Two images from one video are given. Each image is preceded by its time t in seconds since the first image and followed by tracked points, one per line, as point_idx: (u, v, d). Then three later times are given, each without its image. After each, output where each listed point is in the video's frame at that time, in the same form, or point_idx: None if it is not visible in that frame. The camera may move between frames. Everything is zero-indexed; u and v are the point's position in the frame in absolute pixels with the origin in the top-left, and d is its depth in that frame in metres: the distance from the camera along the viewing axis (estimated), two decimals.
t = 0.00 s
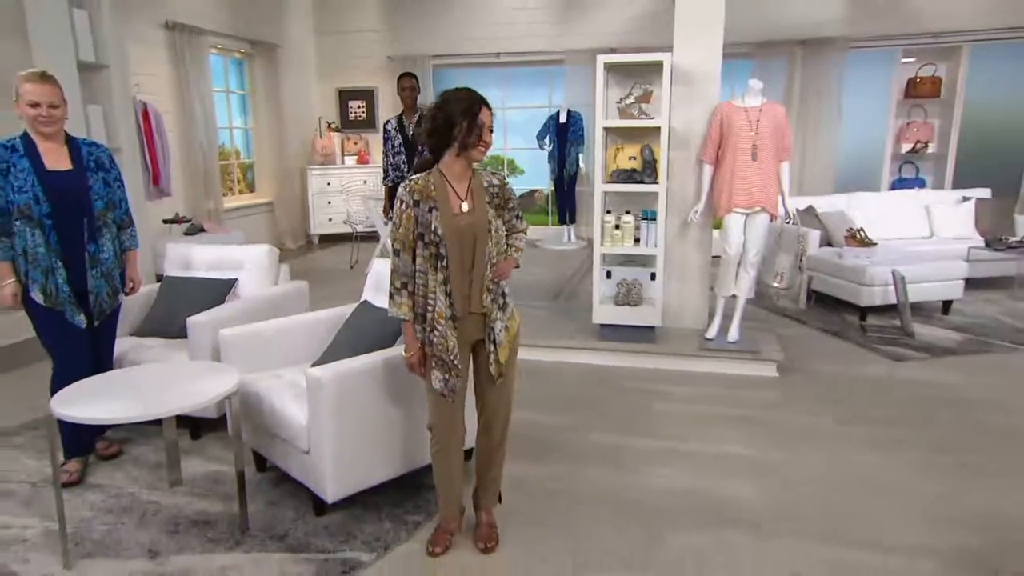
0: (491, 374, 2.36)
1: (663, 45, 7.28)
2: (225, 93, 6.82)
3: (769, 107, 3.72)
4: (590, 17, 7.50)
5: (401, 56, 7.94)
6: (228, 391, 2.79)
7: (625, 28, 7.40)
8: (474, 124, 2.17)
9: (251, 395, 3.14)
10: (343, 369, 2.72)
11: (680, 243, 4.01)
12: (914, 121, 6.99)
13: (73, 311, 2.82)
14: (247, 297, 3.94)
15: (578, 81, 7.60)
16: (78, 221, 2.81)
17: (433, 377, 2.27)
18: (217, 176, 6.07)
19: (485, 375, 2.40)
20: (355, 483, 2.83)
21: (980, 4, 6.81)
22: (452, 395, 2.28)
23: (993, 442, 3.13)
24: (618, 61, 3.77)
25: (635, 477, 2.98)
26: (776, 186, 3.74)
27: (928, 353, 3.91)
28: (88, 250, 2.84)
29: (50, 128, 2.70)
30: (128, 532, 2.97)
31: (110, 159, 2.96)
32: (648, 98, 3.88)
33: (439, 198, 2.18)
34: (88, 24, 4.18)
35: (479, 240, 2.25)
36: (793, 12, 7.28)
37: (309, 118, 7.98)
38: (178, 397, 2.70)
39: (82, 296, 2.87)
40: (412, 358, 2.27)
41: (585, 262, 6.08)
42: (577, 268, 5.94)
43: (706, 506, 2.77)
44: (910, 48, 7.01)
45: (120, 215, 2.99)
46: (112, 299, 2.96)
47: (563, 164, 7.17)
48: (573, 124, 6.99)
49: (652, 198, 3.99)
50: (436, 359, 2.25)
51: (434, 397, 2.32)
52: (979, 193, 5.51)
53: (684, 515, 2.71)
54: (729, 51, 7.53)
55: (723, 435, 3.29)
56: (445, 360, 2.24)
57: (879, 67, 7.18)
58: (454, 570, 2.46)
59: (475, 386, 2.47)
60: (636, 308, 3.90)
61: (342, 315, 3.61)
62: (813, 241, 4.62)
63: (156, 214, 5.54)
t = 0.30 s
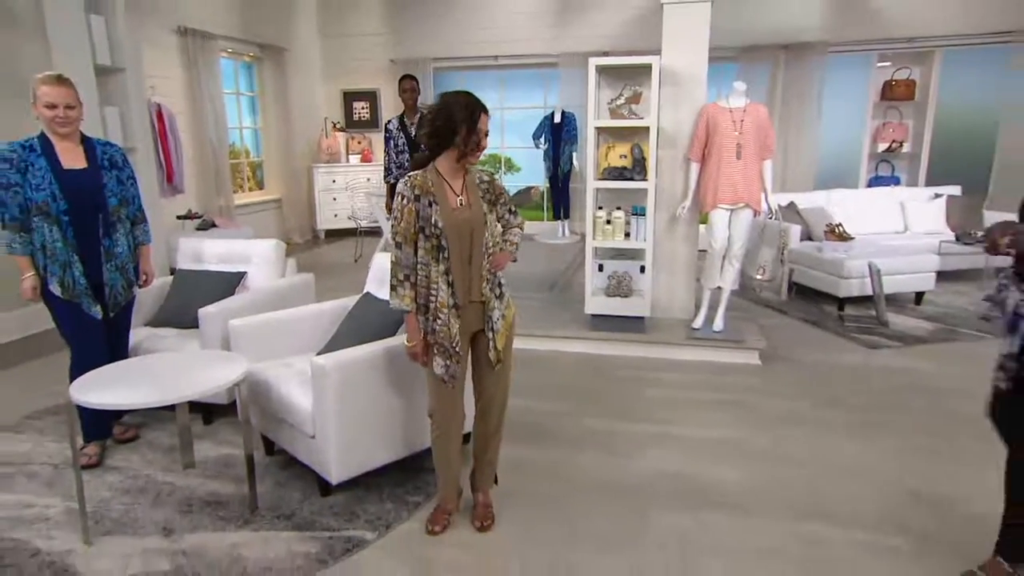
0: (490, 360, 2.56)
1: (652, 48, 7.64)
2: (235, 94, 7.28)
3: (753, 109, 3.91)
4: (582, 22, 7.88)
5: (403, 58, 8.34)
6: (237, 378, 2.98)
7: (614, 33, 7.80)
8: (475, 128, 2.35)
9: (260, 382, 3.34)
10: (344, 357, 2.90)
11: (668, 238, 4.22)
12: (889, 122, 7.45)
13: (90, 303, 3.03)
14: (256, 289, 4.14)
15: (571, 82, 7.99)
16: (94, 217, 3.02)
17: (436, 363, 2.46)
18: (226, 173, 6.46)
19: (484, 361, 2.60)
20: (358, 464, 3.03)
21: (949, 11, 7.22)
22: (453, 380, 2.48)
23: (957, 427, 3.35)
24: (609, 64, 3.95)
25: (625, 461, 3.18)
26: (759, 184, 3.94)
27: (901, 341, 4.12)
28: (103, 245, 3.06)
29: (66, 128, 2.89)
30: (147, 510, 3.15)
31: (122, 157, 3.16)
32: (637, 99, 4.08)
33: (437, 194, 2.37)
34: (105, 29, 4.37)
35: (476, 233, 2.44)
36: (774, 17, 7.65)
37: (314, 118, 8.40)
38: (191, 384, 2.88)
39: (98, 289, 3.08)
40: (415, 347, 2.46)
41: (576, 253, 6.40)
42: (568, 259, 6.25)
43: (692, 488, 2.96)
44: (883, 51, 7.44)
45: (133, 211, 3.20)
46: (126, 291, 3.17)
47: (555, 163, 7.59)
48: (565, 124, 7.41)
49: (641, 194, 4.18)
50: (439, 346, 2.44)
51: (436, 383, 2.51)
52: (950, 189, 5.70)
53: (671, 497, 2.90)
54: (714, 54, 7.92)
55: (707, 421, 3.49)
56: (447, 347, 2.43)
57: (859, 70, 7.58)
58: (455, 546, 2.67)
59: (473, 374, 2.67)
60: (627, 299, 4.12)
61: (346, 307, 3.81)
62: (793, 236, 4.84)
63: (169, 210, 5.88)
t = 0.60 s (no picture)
0: (489, 352, 2.76)
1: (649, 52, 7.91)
2: (247, 98, 7.50)
3: (742, 111, 4.09)
4: (580, 28, 8.18)
5: (407, 63, 8.67)
6: (249, 367, 3.18)
7: (611, 39, 8.10)
8: (472, 130, 2.53)
9: (272, 371, 3.54)
10: (349, 349, 3.10)
11: (660, 235, 4.43)
12: (871, 124, 7.74)
13: (107, 297, 3.24)
14: (267, 283, 4.34)
15: (570, 86, 8.29)
16: (110, 215, 3.22)
17: (441, 355, 2.65)
18: (239, 173, 6.72)
19: (484, 353, 2.79)
20: (364, 450, 3.23)
21: (932, 20, 7.51)
22: (456, 371, 2.67)
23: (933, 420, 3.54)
24: (604, 68, 4.14)
25: (620, 448, 3.36)
26: (747, 183, 4.12)
27: (882, 333, 4.30)
28: (119, 242, 3.26)
29: (84, 131, 3.09)
30: (166, 493, 3.33)
31: (139, 158, 3.36)
32: (631, 102, 4.27)
33: (437, 192, 2.56)
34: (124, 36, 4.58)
35: (474, 230, 2.63)
36: (763, 23, 7.94)
37: (323, 121, 8.71)
38: (206, 372, 3.08)
39: (115, 283, 3.29)
40: (420, 339, 2.65)
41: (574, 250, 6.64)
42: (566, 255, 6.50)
43: (683, 473, 3.14)
44: (868, 58, 7.73)
45: (149, 209, 3.40)
46: (142, 285, 3.38)
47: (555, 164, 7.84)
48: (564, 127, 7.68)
49: (635, 193, 4.37)
50: (442, 338, 2.63)
51: (439, 374, 2.70)
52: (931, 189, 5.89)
53: (663, 482, 3.07)
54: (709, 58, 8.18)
55: (697, 409, 3.67)
56: (450, 339, 2.62)
57: (841, 76, 7.87)
58: (457, 528, 2.85)
59: (473, 366, 2.86)
60: (621, 293, 4.32)
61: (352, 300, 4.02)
62: (780, 234, 5.05)
63: (186, 208, 6.13)
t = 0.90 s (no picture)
0: (490, 347, 2.94)
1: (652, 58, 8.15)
2: (264, 103, 7.76)
3: (737, 115, 4.26)
4: (582, 36, 8.47)
5: (417, 69, 9.03)
6: (264, 359, 3.39)
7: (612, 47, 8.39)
8: (465, 132, 2.72)
9: (286, 364, 3.75)
10: (360, 344, 3.29)
11: (658, 235, 4.60)
12: (861, 128, 8.06)
13: (131, 292, 3.46)
14: (282, 279, 4.55)
15: (574, 91, 8.61)
16: (134, 215, 3.44)
17: (442, 346, 2.85)
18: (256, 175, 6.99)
19: (485, 348, 2.97)
20: (371, 438, 3.43)
21: (921, 27, 7.80)
22: (456, 362, 2.87)
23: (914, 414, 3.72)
24: (603, 74, 4.32)
25: (618, 439, 3.54)
26: (741, 184, 4.30)
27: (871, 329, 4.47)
28: (142, 240, 3.49)
29: (110, 135, 3.30)
30: (187, 478, 3.51)
31: (160, 161, 3.59)
32: (629, 106, 4.46)
33: (442, 192, 2.75)
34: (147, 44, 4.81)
35: (478, 229, 2.81)
36: (760, 32, 8.32)
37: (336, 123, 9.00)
38: (224, 364, 3.28)
39: (139, 279, 3.51)
40: (422, 330, 2.85)
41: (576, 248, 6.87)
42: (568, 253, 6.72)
43: (678, 463, 3.30)
44: (856, 65, 8.18)
45: (169, 209, 3.63)
46: (163, 281, 3.61)
47: (557, 166, 8.12)
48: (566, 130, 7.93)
49: (634, 194, 4.55)
50: (443, 330, 2.83)
51: (440, 365, 2.90)
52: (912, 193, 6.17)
53: (658, 471, 3.25)
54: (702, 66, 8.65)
55: (692, 401, 3.85)
56: (451, 331, 2.83)
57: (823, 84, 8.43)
58: (461, 514, 3.03)
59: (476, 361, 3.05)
60: (620, 290, 4.51)
61: (362, 296, 4.24)
62: (773, 233, 5.28)
63: (205, 207, 6.38)
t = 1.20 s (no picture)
0: (489, 344, 3.07)
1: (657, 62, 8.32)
2: (281, 108, 8.00)
3: (734, 119, 4.41)
4: (587, 42, 8.68)
5: (427, 74, 9.26)
6: (279, 352, 3.58)
7: (615, 53, 8.60)
8: (467, 132, 2.87)
9: (300, 357, 3.95)
10: (371, 339, 3.48)
11: (658, 234, 4.77)
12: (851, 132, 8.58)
13: (153, 287, 3.67)
14: (296, 276, 4.76)
15: (579, 95, 8.78)
16: (157, 215, 3.65)
17: (441, 337, 3.04)
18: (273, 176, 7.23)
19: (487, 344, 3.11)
20: (380, 428, 3.62)
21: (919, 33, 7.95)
22: (454, 353, 3.05)
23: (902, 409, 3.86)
24: (605, 78, 4.49)
25: (617, 431, 3.69)
26: (738, 185, 4.46)
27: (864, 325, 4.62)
28: (165, 239, 3.70)
29: (134, 139, 3.51)
30: (206, 464, 3.69)
31: (180, 162, 3.80)
32: (630, 109, 4.64)
33: (444, 190, 2.92)
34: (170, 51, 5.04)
35: (477, 228, 2.93)
36: (757, 38, 8.68)
37: (349, 125, 9.26)
38: (242, 356, 3.47)
39: (161, 275, 3.72)
40: (425, 321, 3.06)
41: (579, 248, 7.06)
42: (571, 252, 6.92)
43: (675, 453, 3.45)
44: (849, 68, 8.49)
45: (190, 209, 3.84)
46: (183, 277, 3.82)
47: (562, 166, 8.28)
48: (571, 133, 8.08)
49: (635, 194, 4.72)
50: (443, 322, 3.02)
51: (443, 356, 3.09)
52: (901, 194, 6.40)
53: (656, 461, 3.40)
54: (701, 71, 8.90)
55: (688, 395, 4.01)
56: (449, 324, 3.01)
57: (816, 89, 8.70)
58: (468, 500, 3.19)
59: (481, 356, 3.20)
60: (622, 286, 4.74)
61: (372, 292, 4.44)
62: (769, 232, 5.44)
63: (224, 207, 6.61)
